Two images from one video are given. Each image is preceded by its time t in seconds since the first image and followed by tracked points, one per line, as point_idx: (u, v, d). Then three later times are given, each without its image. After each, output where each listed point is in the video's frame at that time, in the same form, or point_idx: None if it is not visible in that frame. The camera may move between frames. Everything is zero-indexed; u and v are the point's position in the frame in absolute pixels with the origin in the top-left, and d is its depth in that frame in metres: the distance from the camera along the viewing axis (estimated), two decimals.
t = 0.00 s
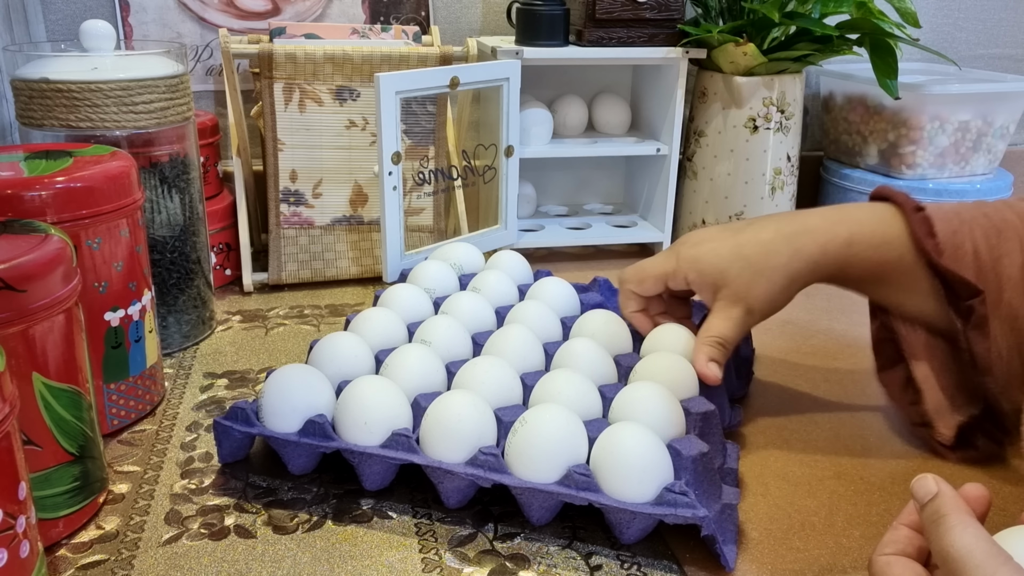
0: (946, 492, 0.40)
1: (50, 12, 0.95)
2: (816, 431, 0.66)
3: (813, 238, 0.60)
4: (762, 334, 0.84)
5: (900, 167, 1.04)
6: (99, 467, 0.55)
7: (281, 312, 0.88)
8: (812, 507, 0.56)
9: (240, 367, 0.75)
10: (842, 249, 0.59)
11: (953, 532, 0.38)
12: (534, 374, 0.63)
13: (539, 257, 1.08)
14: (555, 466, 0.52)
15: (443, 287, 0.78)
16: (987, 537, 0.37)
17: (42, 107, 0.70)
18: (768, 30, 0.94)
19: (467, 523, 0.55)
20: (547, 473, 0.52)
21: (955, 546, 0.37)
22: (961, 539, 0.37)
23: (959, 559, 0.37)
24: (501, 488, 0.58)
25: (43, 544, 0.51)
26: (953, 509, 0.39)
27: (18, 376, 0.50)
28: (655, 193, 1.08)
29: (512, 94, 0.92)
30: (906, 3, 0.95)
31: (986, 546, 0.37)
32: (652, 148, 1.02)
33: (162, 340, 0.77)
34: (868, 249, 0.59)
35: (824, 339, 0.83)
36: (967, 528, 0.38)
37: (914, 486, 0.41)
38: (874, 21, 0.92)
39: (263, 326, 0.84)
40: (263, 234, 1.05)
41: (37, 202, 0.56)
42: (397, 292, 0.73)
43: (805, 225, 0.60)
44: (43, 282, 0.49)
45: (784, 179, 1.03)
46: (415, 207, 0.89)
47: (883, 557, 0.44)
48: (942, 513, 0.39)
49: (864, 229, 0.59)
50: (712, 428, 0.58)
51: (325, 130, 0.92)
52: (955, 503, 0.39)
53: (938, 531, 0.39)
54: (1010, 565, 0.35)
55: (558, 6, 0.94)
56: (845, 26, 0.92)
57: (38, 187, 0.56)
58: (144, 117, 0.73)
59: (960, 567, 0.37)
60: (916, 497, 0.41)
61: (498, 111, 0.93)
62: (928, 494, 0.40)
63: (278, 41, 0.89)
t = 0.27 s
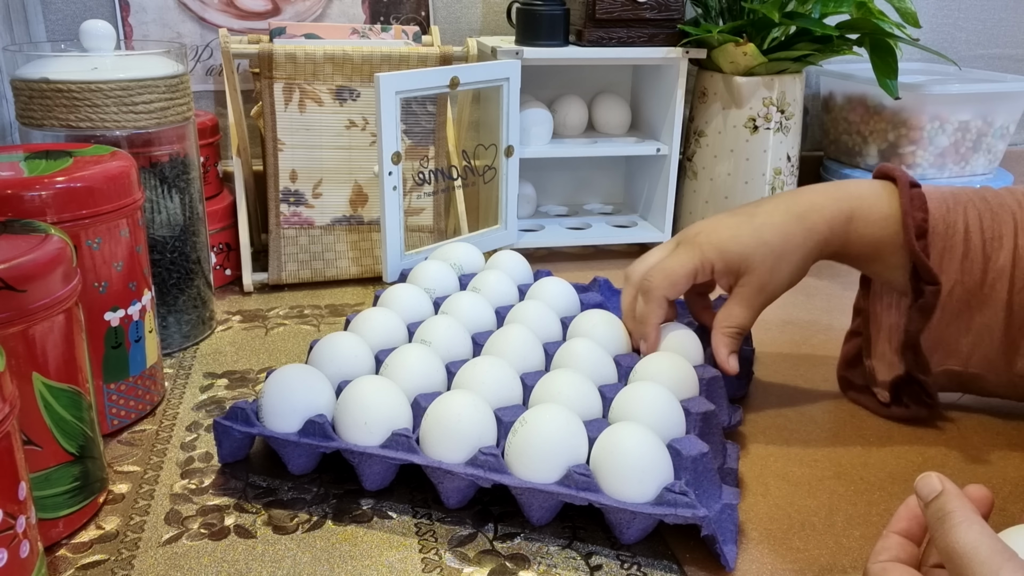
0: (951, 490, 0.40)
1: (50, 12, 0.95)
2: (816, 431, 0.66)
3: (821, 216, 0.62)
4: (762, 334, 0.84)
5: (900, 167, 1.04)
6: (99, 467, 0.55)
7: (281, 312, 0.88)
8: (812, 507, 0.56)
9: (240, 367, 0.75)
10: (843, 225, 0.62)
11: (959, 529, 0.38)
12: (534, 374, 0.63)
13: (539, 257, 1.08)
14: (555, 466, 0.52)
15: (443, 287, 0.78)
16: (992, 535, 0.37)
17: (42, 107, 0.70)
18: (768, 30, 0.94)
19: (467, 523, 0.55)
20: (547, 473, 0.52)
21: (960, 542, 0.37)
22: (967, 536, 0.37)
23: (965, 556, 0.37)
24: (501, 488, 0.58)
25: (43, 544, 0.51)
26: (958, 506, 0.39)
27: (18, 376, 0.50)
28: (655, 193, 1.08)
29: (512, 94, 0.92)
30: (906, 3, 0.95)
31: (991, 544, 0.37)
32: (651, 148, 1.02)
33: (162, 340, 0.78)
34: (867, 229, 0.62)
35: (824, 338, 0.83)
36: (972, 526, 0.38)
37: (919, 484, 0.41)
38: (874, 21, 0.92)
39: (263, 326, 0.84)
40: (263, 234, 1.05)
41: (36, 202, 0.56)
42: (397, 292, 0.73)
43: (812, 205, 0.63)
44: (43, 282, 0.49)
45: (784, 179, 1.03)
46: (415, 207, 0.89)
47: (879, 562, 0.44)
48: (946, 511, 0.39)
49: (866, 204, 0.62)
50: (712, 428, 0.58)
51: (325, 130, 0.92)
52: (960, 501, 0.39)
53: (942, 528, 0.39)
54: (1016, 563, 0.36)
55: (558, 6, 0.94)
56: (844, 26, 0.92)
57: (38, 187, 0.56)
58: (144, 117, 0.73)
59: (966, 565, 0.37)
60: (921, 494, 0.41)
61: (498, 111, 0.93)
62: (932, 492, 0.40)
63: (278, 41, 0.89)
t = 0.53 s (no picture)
0: (952, 490, 0.40)
1: (50, 12, 0.95)
2: (816, 431, 0.66)
3: (815, 211, 0.63)
4: (762, 334, 0.84)
5: (900, 167, 1.04)
6: (99, 467, 0.55)
7: (281, 312, 0.88)
8: (813, 507, 0.56)
9: (240, 367, 0.75)
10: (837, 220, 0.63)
11: (960, 529, 0.38)
12: (534, 374, 0.63)
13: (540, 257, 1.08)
14: (555, 466, 0.52)
15: (443, 287, 0.78)
16: (993, 534, 0.37)
17: (42, 107, 0.70)
18: (768, 30, 0.94)
19: (466, 523, 0.55)
20: (547, 473, 0.52)
21: (961, 542, 0.37)
22: (969, 535, 0.37)
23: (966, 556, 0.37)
24: (501, 488, 0.58)
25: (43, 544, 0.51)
26: (960, 506, 0.39)
27: (18, 376, 0.50)
28: (655, 193, 1.08)
29: (512, 94, 0.92)
30: (906, 3, 0.95)
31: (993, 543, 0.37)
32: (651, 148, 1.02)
33: (162, 340, 0.77)
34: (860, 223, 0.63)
35: (824, 338, 0.83)
36: (974, 525, 0.38)
37: (920, 484, 0.41)
38: (874, 21, 0.92)
39: (263, 326, 0.84)
40: (263, 234, 1.05)
41: (36, 202, 0.56)
42: (397, 292, 0.73)
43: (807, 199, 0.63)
44: (43, 282, 0.49)
45: (784, 179, 1.03)
46: (415, 207, 0.89)
47: (881, 562, 0.44)
48: (948, 511, 0.39)
49: (856, 203, 0.63)
50: (712, 428, 0.58)
51: (325, 130, 0.92)
52: (961, 501, 0.39)
53: (944, 528, 0.39)
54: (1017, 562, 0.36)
55: (558, 6, 0.94)
56: (844, 26, 0.92)
57: (38, 187, 0.56)
58: (144, 117, 0.73)
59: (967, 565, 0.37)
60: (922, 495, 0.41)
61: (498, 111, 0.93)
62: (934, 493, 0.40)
63: (278, 41, 0.89)
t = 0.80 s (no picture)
0: (949, 493, 0.40)
1: (50, 12, 0.95)
2: (816, 431, 0.66)
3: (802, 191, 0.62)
4: (762, 334, 0.84)
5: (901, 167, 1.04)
6: (99, 467, 0.55)
7: (281, 312, 0.88)
8: (812, 507, 0.56)
9: (240, 367, 0.75)
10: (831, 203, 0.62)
11: (957, 530, 0.38)
12: (534, 374, 0.63)
13: (540, 257, 1.08)
14: (554, 466, 0.52)
15: (443, 287, 0.78)
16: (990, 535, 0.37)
17: (42, 107, 0.70)
18: (768, 30, 0.94)
19: (467, 523, 0.55)
20: (547, 473, 0.52)
21: (959, 543, 0.37)
22: (965, 536, 0.37)
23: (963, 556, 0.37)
24: (501, 488, 0.58)
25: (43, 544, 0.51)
26: (956, 508, 0.39)
27: (18, 376, 0.50)
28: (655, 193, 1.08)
29: (512, 94, 0.92)
30: (906, 3, 0.95)
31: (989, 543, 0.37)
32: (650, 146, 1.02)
33: (162, 340, 0.78)
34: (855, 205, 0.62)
35: (824, 338, 0.83)
36: (971, 526, 0.38)
37: (918, 486, 0.41)
38: (874, 22, 0.92)
39: (263, 326, 0.84)
40: (263, 234, 1.05)
41: (37, 202, 0.56)
42: (397, 292, 0.73)
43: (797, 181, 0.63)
44: (43, 282, 0.49)
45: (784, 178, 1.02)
46: (415, 207, 0.89)
47: (881, 562, 0.44)
48: (945, 513, 0.39)
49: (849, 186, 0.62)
50: (712, 428, 0.58)
51: (325, 130, 0.92)
52: (958, 504, 0.39)
53: (941, 530, 0.39)
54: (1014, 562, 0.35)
55: (558, 6, 0.94)
56: (844, 26, 0.92)
57: (38, 187, 0.56)
58: (144, 117, 0.73)
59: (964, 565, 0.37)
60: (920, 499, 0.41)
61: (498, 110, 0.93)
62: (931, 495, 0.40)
63: (278, 41, 0.89)
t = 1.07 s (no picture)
0: (948, 494, 0.40)
1: (50, 12, 0.95)
2: (816, 431, 0.66)
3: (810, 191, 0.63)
4: (762, 334, 0.84)
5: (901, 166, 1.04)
6: (99, 467, 0.55)
7: (281, 312, 0.88)
8: (812, 507, 0.56)
9: (240, 367, 0.75)
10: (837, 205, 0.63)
11: (956, 531, 0.38)
12: (534, 374, 0.63)
13: (540, 257, 1.08)
14: (554, 466, 0.52)
15: (443, 287, 0.78)
16: (989, 536, 0.37)
17: (42, 107, 0.70)
18: (768, 30, 0.94)
19: (466, 523, 0.55)
20: (547, 473, 0.52)
21: (957, 544, 0.37)
22: (964, 537, 0.37)
23: (962, 557, 0.37)
24: (501, 488, 0.58)
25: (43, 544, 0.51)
26: (956, 509, 0.39)
27: (18, 376, 0.50)
28: (656, 193, 1.08)
29: (512, 94, 0.92)
30: (906, 3, 0.95)
31: (988, 544, 0.37)
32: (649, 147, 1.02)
33: (162, 340, 0.78)
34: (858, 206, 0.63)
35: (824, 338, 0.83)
36: (970, 527, 0.38)
37: (918, 487, 0.41)
38: (874, 22, 0.92)
39: (263, 326, 0.84)
40: (263, 234, 1.05)
41: (37, 202, 0.56)
42: (397, 292, 0.73)
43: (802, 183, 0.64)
44: (43, 282, 0.49)
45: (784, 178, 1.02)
46: (415, 207, 0.89)
47: (882, 563, 0.44)
48: (944, 513, 0.39)
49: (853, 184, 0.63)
50: (712, 428, 0.58)
51: (325, 130, 0.92)
52: (957, 504, 0.39)
53: (940, 531, 0.39)
54: (1013, 563, 0.35)
55: (558, 6, 0.94)
56: (845, 26, 0.92)
57: (38, 187, 0.56)
58: (144, 117, 0.73)
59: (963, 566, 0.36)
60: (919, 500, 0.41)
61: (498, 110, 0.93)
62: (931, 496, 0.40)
63: (278, 41, 0.89)
